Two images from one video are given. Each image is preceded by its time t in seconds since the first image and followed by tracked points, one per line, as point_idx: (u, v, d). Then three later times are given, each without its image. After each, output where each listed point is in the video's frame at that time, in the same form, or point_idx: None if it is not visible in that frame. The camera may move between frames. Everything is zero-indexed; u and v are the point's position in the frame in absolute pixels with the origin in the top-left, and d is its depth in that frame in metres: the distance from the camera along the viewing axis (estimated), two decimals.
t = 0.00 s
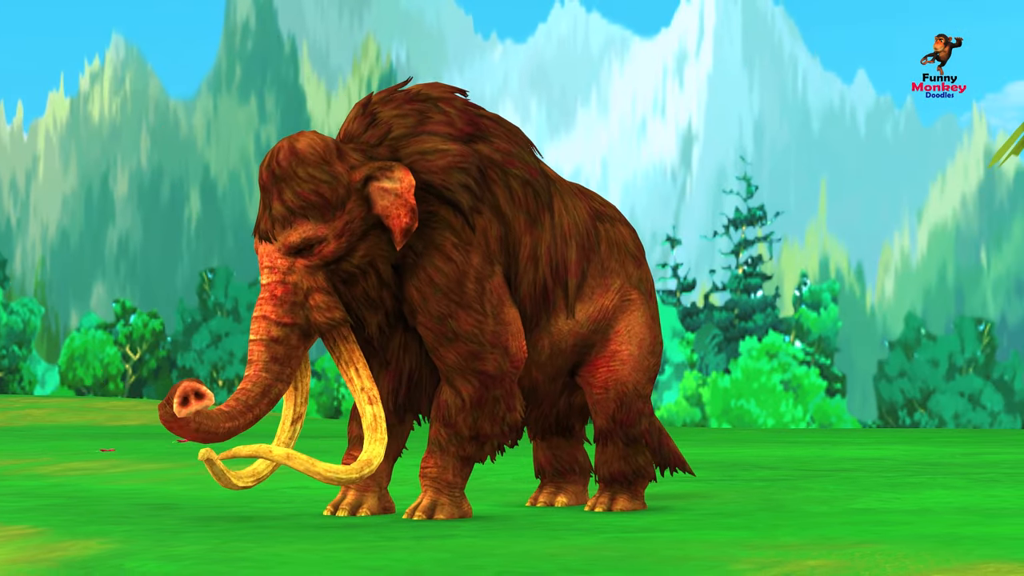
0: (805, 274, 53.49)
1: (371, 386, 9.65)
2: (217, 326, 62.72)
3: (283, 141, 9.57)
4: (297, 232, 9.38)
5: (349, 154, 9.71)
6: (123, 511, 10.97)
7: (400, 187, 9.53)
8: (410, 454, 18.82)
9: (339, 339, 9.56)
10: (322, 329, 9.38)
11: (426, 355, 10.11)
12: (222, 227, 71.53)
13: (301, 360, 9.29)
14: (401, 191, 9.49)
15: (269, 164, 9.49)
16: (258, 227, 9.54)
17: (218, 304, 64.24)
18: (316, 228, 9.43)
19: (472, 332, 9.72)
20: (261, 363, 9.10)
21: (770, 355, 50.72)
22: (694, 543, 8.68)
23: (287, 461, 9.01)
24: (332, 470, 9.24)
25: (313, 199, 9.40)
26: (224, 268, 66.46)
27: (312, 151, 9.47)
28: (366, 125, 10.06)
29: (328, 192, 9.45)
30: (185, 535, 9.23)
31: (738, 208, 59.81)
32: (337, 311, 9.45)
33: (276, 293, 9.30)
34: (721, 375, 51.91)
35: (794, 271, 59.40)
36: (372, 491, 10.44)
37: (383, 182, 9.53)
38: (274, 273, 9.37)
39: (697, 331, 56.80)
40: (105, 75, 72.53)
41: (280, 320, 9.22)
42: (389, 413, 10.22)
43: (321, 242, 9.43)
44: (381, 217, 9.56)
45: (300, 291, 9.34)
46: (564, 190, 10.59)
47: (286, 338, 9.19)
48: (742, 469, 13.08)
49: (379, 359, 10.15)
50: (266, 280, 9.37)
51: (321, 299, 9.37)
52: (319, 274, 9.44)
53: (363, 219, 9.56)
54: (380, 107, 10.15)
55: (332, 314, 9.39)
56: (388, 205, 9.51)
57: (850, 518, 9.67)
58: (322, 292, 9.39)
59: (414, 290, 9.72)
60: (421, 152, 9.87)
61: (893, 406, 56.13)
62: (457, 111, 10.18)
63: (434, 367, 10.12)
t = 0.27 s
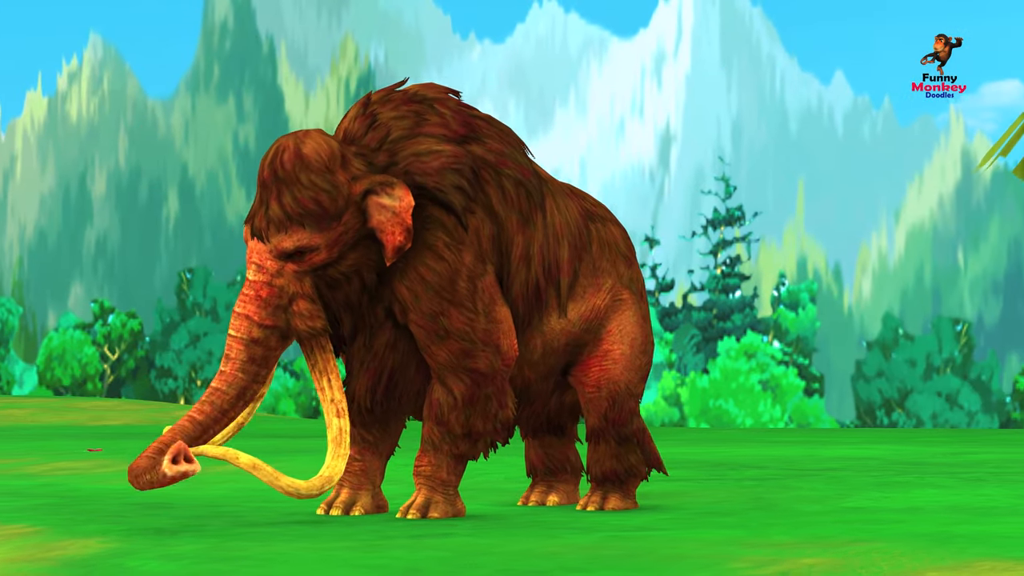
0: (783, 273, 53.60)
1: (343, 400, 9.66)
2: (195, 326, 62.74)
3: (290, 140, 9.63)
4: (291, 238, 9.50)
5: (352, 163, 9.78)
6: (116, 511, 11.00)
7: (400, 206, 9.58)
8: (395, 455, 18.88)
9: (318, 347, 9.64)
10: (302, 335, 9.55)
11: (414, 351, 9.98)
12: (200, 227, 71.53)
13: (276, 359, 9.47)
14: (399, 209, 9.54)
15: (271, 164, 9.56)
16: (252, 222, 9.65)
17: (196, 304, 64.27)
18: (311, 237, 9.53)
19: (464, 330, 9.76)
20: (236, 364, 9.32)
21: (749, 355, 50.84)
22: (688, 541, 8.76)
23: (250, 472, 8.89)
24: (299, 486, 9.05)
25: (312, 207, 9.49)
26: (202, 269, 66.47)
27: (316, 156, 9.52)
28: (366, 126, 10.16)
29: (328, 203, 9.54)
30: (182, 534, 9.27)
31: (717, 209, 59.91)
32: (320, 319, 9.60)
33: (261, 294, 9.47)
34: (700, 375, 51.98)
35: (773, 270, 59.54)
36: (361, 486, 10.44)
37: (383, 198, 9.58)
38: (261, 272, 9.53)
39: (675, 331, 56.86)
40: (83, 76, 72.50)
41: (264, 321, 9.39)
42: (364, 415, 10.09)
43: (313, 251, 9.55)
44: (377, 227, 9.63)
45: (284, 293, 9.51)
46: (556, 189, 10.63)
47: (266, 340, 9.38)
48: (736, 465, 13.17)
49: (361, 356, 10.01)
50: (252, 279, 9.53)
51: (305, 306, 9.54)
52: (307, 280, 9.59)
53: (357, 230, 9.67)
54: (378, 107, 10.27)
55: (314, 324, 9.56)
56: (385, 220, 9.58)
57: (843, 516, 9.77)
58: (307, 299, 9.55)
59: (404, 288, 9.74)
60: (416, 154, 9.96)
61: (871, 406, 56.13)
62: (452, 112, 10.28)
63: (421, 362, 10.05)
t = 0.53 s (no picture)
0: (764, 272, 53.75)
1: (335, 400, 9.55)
2: (174, 326, 62.63)
3: (290, 141, 9.65)
4: (289, 237, 9.52)
5: (351, 165, 9.81)
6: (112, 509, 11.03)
7: (397, 213, 9.62)
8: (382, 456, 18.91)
9: (312, 347, 9.63)
10: (297, 333, 9.57)
11: (409, 353, 10.07)
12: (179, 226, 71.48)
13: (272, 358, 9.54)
14: (396, 217, 9.57)
15: (271, 163, 9.57)
16: (249, 220, 9.68)
17: (176, 304, 64.18)
18: (309, 236, 9.55)
19: (461, 331, 9.82)
20: (232, 364, 9.39)
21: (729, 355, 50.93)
22: (687, 540, 8.84)
23: (240, 469, 8.68)
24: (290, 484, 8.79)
25: (310, 207, 9.52)
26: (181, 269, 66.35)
27: (316, 157, 9.54)
28: (364, 128, 10.20)
29: (326, 203, 9.57)
30: (180, 531, 9.30)
31: (696, 209, 60.04)
32: (315, 317, 9.63)
33: (257, 292, 9.47)
34: (681, 375, 52.06)
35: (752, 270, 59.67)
36: (358, 486, 10.48)
37: (381, 205, 9.63)
38: (258, 270, 9.53)
39: (655, 330, 56.89)
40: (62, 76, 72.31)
41: (260, 319, 9.42)
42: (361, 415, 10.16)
43: (311, 250, 9.57)
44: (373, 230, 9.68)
45: (280, 291, 9.52)
46: (552, 191, 10.70)
47: (263, 338, 9.42)
48: (727, 466, 13.24)
49: (357, 356, 10.09)
50: (248, 277, 9.52)
51: (300, 305, 9.56)
52: (303, 279, 9.62)
53: (353, 231, 9.72)
54: (375, 109, 10.30)
55: (309, 321, 9.58)
56: (381, 225, 9.62)
57: (839, 515, 9.86)
58: (302, 297, 9.58)
59: (400, 290, 9.81)
60: (413, 156, 10.02)
61: (850, 406, 56.11)
62: (449, 114, 10.33)
63: (418, 363, 10.09)
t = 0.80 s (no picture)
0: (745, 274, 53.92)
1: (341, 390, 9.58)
2: (156, 326, 62.66)
3: (289, 136, 9.73)
4: (290, 228, 9.56)
5: (351, 161, 9.87)
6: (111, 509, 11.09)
7: (396, 211, 9.66)
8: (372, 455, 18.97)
9: (315, 338, 9.68)
10: (300, 326, 9.55)
11: (411, 354, 10.13)
12: (161, 226, 71.52)
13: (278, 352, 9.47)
14: (396, 215, 9.61)
15: (272, 156, 9.63)
16: (251, 215, 9.71)
17: (157, 304, 64.24)
18: (310, 227, 9.59)
19: (462, 332, 9.86)
20: (244, 356, 9.26)
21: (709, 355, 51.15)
22: (689, 539, 8.92)
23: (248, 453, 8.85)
24: (300, 469, 8.90)
25: (312, 198, 9.57)
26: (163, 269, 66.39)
27: (317, 149, 9.61)
28: (363, 129, 10.21)
29: (327, 192, 9.62)
30: (185, 532, 9.36)
31: (678, 210, 60.20)
32: (317, 310, 9.62)
33: (261, 285, 9.49)
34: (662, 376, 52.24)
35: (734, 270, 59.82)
36: (358, 487, 10.56)
37: (380, 201, 9.66)
38: (261, 264, 9.54)
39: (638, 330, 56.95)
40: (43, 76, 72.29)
41: (266, 310, 9.38)
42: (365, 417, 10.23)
43: (312, 241, 9.60)
44: (373, 227, 9.72)
45: (282, 283, 9.53)
46: (551, 192, 10.78)
47: (270, 329, 9.37)
48: (718, 465, 13.33)
49: (362, 357, 10.14)
50: (252, 270, 9.54)
51: (302, 297, 9.56)
52: (304, 272, 9.64)
53: (354, 224, 9.73)
54: (375, 111, 10.32)
55: (312, 313, 9.57)
56: (380, 222, 9.67)
57: (836, 513, 9.97)
58: (304, 289, 9.58)
59: (401, 291, 9.82)
60: (413, 156, 10.04)
61: (831, 405, 56.44)
62: (448, 117, 10.36)
63: (418, 362, 10.13)
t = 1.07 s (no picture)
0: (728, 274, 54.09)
1: (348, 379, 9.71)
2: (139, 326, 62.71)
3: (295, 129, 9.85)
4: (297, 218, 9.68)
5: (357, 154, 10.00)
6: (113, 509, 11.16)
7: (402, 204, 9.79)
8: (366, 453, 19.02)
9: (321, 327, 9.72)
10: (308, 315, 9.63)
11: (416, 352, 10.24)
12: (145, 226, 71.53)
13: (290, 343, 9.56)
14: (402, 207, 9.75)
15: (279, 148, 9.79)
16: (258, 208, 9.83)
17: (141, 303, 64.33)
18: (317, 218, 9.71)
19: (467, 333, 10.00)
20: (257, 348, 9.38)
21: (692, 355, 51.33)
22: (692, 537, 9.00)
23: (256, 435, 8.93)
24: (308, 456, 8.94)
25: (319, 188, 9.71)
26: (146, 269, 66.44)
27: (324, 141, 9.77)
28: (370, 126, 10.31)
29: (333, 183, 9.76)
30: (191, 529, 9.42)
31: (661, 210, 60.34)
32: (324, 300, 9.70)
33: (271, 276, 9.57)
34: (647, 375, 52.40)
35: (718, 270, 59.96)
36: (361, 482, 10.63)
37: (387, 193, 9.79)
38: (268, 255, 9.64)
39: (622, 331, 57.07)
40: (26, 76, 72.25)
41: (277, 302, 9.48)
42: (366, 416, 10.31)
43: (319, 232, 9.72)
44: (379, 220, 9.85)
45: (291, 274, 9.62)
46: (555, 192, 10.91)
47: (280, 321, 9.46)
48: (714, 464, 13.42)
49: (364, 355, 10.23)
50: (259, 261, 9.63)
51: (309, 287, 9.65)
52: (311, 263, 9.73)
53: (361, 216, 9.86)
54: (383, 111, 10.43)
55: (319, 303, 9.65)
56: (387, 214, 9.79)
57: (836, 512, 10.05)
58: (312, 280, 9.67)
59: (408, 292, 9.96)
60: (421, 157, 10.16)
61: (814, 405, 56.59)
62: (455, 117, 10.48)
63: (423, 361, 10.26)
